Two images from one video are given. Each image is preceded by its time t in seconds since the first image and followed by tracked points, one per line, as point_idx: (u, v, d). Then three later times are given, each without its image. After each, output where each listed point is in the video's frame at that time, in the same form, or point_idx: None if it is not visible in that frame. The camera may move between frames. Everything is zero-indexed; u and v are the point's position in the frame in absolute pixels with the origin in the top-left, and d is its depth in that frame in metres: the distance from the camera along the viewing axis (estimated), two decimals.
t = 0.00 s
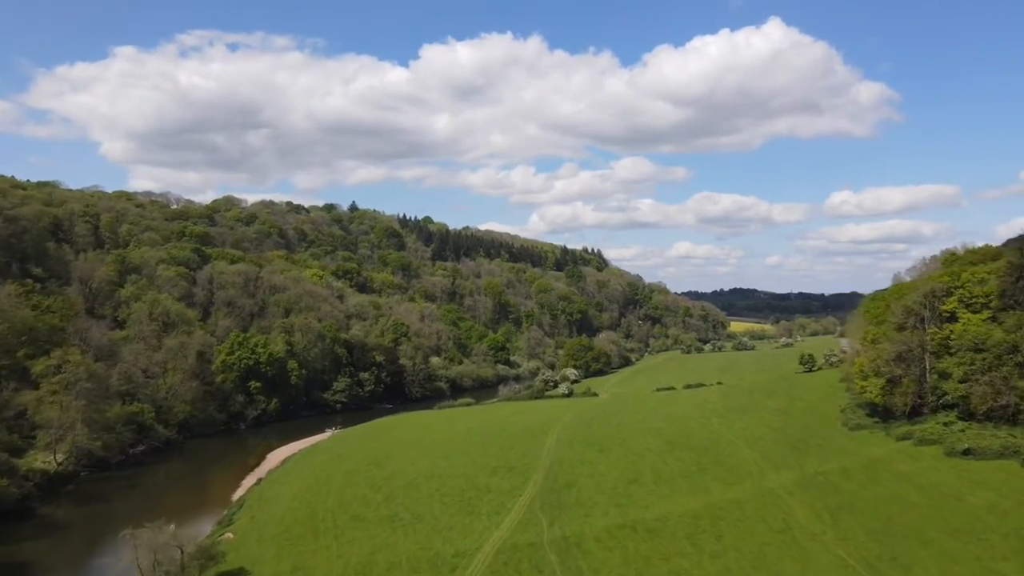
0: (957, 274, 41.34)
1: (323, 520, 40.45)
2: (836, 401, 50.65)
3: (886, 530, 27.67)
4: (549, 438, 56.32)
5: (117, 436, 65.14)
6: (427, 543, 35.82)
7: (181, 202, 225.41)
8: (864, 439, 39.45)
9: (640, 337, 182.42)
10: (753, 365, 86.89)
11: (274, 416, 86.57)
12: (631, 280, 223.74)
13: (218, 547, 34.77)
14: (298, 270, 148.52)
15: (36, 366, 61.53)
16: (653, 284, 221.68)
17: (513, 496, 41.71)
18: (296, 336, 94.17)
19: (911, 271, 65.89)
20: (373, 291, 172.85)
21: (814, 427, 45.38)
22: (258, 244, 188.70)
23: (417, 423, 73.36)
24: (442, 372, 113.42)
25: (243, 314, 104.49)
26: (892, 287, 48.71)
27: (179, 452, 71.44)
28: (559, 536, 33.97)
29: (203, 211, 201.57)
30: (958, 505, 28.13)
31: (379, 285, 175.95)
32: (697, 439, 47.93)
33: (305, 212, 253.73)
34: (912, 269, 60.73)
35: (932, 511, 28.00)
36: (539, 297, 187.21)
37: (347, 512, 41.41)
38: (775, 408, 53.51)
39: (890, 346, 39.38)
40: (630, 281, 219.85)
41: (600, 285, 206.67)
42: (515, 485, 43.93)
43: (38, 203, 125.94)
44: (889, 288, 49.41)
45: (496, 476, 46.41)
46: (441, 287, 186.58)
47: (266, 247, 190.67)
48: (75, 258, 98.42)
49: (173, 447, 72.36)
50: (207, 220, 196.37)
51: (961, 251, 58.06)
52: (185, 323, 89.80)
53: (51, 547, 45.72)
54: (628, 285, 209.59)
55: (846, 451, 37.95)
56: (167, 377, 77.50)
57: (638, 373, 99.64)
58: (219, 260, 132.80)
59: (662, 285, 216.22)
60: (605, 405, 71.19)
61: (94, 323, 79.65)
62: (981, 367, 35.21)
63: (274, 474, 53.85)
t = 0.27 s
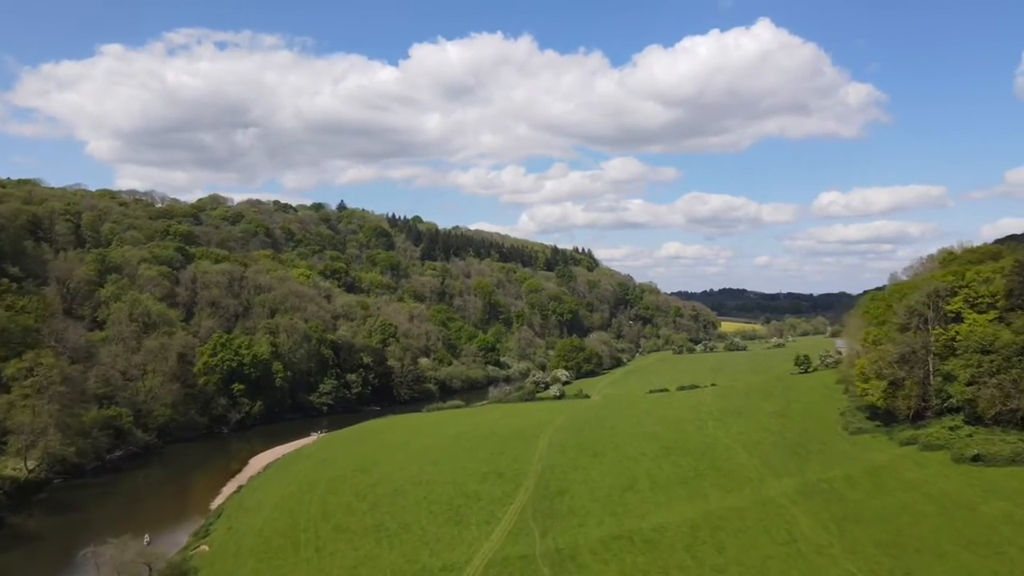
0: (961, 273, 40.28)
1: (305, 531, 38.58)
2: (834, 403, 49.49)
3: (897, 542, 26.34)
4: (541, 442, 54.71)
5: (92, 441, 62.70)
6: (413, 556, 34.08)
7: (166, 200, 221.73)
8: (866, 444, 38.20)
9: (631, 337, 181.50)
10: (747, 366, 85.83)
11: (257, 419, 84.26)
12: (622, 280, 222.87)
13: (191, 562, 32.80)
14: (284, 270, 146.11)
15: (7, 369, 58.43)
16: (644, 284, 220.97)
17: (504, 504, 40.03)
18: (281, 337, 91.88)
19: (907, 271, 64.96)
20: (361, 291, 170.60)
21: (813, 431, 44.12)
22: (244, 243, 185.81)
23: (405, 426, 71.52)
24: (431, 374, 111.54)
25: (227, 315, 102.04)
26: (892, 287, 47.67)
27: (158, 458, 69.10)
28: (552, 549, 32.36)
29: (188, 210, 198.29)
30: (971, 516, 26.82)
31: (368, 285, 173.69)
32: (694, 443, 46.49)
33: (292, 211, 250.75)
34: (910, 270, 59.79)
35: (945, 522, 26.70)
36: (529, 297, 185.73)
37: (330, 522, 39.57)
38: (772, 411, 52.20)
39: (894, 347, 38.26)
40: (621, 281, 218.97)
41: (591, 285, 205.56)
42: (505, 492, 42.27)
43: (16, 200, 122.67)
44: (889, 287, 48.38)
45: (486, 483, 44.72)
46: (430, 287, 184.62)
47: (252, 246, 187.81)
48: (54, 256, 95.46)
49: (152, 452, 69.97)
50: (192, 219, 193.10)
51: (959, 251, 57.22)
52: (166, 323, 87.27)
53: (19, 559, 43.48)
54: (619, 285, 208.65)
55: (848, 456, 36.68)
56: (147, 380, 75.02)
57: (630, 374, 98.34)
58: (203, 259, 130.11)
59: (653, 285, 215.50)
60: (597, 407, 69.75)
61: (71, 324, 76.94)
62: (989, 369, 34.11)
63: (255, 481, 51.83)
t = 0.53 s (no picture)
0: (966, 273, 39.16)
1: (286, 543, 36.73)
2: (834, 407, 48.27)
3: (911, 558, 25.02)
4: (533, 446, 53.05)
5: (67, 447, 60.24)
6: (399, 571, 32.33)
7: (151, 198, 218.13)
8: (871, 449, 36.87)
9: (622, 338, 180.38)
10: (741, 367, 84.70)
11: (241, 422, 81.96)
12: (613, 280, 221.86)
13: None
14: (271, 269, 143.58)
15: None
16: (635, 284, 220.10)
17: (495, 514, 38.33)
18: (266, 338, 89.62)
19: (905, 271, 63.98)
20: (350, 291, 168.31)
21: (813, 435, 42.83)
22: (230, 243, 182.87)
23: (393, 429, 69.69)
24: (421, 376, 109.64)
25: (211, 315, 99.55)
26: (893, 286, 46.55)
27: (137, 463, 66.77)
28: (545, 563, 30.73)
29: (174, 208, 194.95)
30: (988, 529, 25.52)
31: (357, 285, 171.41)
32: (691, 448, 45.01)
33: (280, 210, 247.69)
34: (908, 270, 58.77)
35: (961, 535, 25.44)
36: (520, 297, 184.15)
37: (313, 534, 37.74)
38: (770, 414, 50.87)
39: (899, 349, 37.09)
40: (612, 281, 217.97)
41: (582, 285, 204.35)
42: (496, 501, 40.59)
43: None
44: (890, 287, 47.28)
45: (476, 490, 43.02)
46: (420, 287, 182.61)
47: (239, 245, 184.94)
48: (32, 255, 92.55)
49: (131, 458, 67.61)
50: (178, 217, 189.79)
51: (958, 250, 56.28)
52: (147, 324, 84.73)
53: None
54: (611, 285, 207.64)
55: (852, 462, 35.37)
56: (126, 383, 72.51)
57: (623, 375, 96.98)
58: (187, 258, 127.37)
59: (644, 285, 214.67)
60: (590, 410, 68.23)
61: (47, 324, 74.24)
62: (998, 373, 32.97)
63: (236, 488, 49.81)
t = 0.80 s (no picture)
0: (974, 272, 37.91)
1: (267, 557, 34.95)
2: (835, 410, 47.03)
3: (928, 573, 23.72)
4: (526, 451, 51.44)
5: (42, 453, 57.79)
6: None
7: (137, 197, 214.56)
8: (876, 455, 35.58)
9: (615, 338, 179.19)
10: (736, 369, 83.47)
11: (226, 426, 79.75)
12: (606, 280, 220.64)
13: None
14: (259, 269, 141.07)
15: None
16: (628, 284, 219.09)
17: (486, 524, 36.68)
18: (252, 340, 87.42)
19: (904, 272, 62.92)
20: (339, 292, 166.01)
21: (815, 439, 41.51)
22: (217, 242, 179.97)
23: (382, 433, 67.84)
24: (411, 377, 107.74)
25: (196, 316, 97.11)
26: (897, 286, 45.30)
27: (116, 469, 64.46)
28: None
29: (159, 207, 191.64)
30: (1007, 543, 24.29)
31: (346, 285, 169.13)
32: (689, 453, 43.55)
33: (269, 209, 244.58)
34: (907, 271, 57.69)
35: (980, 549, 24.21)
36: (512, 297, 182.51)
37: (295, 547, 35.95)
38: (770, 417, 49.52)
39: (905, 352, 35.87)
40: (604, 281, 216.76)
41: (574, 285, 202.95)
42: (488, 510, 38.93)
43: None
44: (893, 287, 46.08)
45: (467, 498, 41.33)
46: (411, 287, 180.54)
47: (227, 245, 182.11)
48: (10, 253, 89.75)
49: (109, 463, 65.27)
50: (164, 216, 186.51)
51: (960, 249, 55.11)
52: (128, 325, 82.27)
53: None
54: (603, 285, 206.38)
55: (858, 469, 34.07)
56: (105, 386, 70.08)
57: (616, 377, 95.53)
58: (172, 257, 124.67)
59: (637, 285, 213.60)
60: (583, 412, 66.68)
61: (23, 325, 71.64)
62: (1011, 376, 31.71)
63: (216, 497, 47.78)
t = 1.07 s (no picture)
0: (984, 271, 36.60)
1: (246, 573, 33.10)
2: (837, 414, 45.71)
3: None
4: (519, 457, 49.82)
5: (16, 460, 55.16)
6: None
7: (123, 195, 211.05)
8: (885, 463, 34.23)
9: (608, 338, 177.94)
10: (732, 370, 82.20)
11: (210, 430, 77.54)
12: (599, 280, 219.49)
13: None
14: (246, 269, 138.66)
15: None
16: (620, 284, 217.94)
17: (477, 536, 35.00)
18: (237, 341, 85.16)
19: (904, 272, 61.79)
20: (329, 292, 163.72)
21: (818, 445, 40.15)
22: (205, 242, 177.12)
23: (371, 438, 66.01)
24: (402, 379, 105.78)
25: (180, 317, 94.69)
26: (902, 286, 44.02)
27: (95, 475, 62.13)
28: None
29: (146, 206, 188.49)
30: None
31: (336, 285, 166.80)
32: (688, 459, 42.04)
33: (259, 208, 241.64)
34: (909, 272, 56.51)
35: (1004, 567, 22.86)
36: (504, 297, 180.88)
37: (277, 561, 34.12)
38: (770, 421, 48.10)
39: (915, 355, 34.56)
40: (597, 281, 215.48)
41: (567, 285, 201.64)
42: (480, 520, 37.26)
43: None
44: (897, 287, 44.80)
45: (458, 508, 39.63)
46: (402, 287, 178.45)
47: (215, 244, 179.23)
48: None
49: (87, 470, 62.86)
50: (150, 215, 183.39)
51: (963, 248, 54.00)
52: (110, 327, 79.80)
53: None
54: (596, 285, 205.14)
55: (866, 478, 32.69)
56: (84, 389, 67.64)
57: (610, 379, 94.04)
58: (157, 257, 122.03)
59: (630, 285, 212.52)
60: (578, 415, 65.11)
61: None
62: None
63: (196, 506, 45.79)
